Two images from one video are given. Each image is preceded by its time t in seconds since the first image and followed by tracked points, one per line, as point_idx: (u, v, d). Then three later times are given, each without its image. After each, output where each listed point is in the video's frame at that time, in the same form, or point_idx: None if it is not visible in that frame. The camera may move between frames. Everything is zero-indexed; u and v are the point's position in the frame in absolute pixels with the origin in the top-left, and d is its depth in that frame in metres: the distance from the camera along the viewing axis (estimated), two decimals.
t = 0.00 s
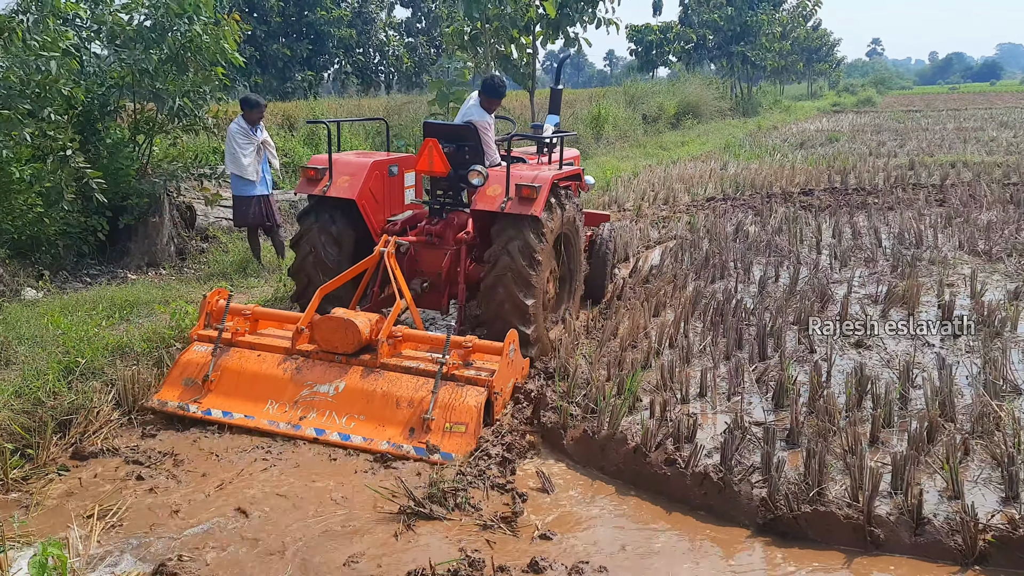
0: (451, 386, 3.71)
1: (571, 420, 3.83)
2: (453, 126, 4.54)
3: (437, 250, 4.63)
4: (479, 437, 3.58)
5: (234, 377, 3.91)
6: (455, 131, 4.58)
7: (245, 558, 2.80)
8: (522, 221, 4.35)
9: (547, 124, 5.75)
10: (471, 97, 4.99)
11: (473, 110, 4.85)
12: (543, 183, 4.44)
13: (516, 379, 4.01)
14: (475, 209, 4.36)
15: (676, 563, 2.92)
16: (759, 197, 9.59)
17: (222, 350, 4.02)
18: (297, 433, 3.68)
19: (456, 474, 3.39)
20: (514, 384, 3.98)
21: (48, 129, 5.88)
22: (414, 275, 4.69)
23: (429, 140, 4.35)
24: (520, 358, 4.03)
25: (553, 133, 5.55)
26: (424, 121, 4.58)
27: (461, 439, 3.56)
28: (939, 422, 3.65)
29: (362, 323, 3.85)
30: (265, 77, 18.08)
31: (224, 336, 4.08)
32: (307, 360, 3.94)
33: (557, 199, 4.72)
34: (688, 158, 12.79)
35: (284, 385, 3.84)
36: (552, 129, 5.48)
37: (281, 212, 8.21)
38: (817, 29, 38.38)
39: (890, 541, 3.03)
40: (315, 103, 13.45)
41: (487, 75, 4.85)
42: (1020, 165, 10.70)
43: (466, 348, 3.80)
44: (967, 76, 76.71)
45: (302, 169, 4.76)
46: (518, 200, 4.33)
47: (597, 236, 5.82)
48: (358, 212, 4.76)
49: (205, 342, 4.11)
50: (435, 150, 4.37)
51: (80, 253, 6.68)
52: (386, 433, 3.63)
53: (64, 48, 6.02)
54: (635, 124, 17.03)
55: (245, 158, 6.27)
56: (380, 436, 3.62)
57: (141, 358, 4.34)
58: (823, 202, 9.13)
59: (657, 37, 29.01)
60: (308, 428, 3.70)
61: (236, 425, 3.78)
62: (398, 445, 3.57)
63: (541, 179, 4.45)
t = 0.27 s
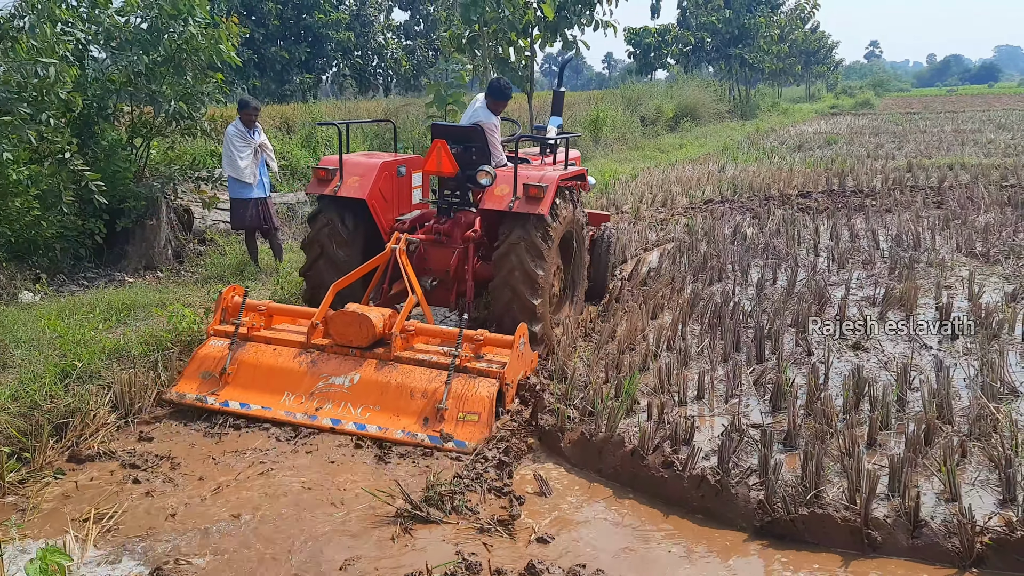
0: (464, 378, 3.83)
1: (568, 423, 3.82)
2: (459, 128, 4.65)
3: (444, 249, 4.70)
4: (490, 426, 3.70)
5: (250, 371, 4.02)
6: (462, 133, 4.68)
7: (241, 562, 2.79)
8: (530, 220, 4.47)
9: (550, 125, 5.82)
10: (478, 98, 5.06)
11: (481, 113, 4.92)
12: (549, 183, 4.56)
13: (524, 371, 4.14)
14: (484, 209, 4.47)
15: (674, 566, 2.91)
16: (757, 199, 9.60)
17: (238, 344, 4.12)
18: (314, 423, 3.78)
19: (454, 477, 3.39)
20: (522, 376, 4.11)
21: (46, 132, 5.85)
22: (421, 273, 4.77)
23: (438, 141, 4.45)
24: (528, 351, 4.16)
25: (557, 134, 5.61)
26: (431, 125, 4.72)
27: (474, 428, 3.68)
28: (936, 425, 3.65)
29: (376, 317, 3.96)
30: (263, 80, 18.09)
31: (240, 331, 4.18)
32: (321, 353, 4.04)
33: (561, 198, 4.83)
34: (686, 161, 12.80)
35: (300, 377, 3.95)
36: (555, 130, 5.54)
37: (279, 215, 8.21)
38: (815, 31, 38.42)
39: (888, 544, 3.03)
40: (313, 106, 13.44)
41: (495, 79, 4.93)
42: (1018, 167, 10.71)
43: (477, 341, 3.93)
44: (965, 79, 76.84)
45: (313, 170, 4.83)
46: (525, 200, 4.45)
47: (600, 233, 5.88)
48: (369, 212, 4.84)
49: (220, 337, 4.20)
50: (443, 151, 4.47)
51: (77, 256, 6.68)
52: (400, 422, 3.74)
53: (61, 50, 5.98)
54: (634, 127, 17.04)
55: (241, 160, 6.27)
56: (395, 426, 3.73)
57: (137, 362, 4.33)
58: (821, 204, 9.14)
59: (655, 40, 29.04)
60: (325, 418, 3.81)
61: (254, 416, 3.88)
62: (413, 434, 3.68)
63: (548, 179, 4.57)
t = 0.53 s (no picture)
0: (475, 369, 3.94)
1: (568, 424, 3.80)
2: (469, 129, 4.68)
3: (453, 246, 4.80)
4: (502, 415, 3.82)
5: (267, 364, 4.12)
6: (472, 133, 4.72)
7: (241, 564, 2.78)
8: (538, 217, 4.62)
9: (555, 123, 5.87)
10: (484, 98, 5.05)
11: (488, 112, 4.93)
12: (557, 181, 4.69)
13: (533, 362, 4.25)
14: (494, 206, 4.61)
15: (673, 567, 2.91)
16: (757, 200, 9.60)
17: (254, 338, 4.23)
18: (330, 414, 3.90)
19: (453, 479, 3.38)
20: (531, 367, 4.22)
21: (45, 133, 5.86)
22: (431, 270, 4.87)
23: (448, 141, 4.57)
24: (537, 343, 4.27)
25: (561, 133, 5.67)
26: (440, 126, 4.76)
27: (486, 418, 3.80)
28: (936, 425, 3.64)
29: (389, 311, 4.07)
30: (262, 82, 18.13)
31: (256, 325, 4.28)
32: (336, 347, 4.15)
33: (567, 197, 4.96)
34: (686, 161, 12.81)
35: (316, 370, 4.06)
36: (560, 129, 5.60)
37: (278, 216, 8.21)
38: (814, 32, 38.44)
39: (888, 544, 3.02)
40: (312, 107, 13.44)
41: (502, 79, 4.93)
42: (1017, 168, 10.71)
43: (488, 334, 4.04)
44: (964, 79, 76.90)
45: (325, 168, 4.96)
46: (533, 198, 4.59)
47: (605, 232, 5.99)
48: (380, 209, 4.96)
49: (237, 331, 4.30)
50: (453, 151, 4.57)
51: (76, 257, 6.67)
52: (414, 412, 3.86)
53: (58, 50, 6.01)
54: (633, 128, 17.05)
55: (240, 162, 6.28)
56: (409, 415, 3.85)
57: (137, 363, 4.33)
58: (820, 205, 9.14)
59: (654, 41, 29.07)
60: (341, 409, 3.92)
61: (272, 407, 3.99)
62: (427, 424, 3.80)
63: (555, 178, 4.71)
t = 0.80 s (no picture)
0: (486, 360, 4.05)
1: (568, 424, 3.80)
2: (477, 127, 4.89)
3: (464, 242, 4.90)
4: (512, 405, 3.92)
5: (283, 356, 4.23)
6: (480, 132, 4.93)
7: (240, 565, 2.78)
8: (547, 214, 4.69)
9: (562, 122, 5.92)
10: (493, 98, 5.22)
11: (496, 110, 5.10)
12: (566, 179, 4.74)
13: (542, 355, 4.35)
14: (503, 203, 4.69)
15: (673, 567, 2.91)
16: (756, 200, 9.61)
17: (270, 332, 4.34)
18: (345, 403, 4.00)
19: (453, 479, 3.38)
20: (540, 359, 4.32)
21: (43, 134, 5.88)
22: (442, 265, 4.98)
23: (458, 140, 4.76)
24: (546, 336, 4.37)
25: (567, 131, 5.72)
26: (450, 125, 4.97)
27: (496, 406, 3.90)
28: (936, 425, 3.65)
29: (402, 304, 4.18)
30: (261, 83, 18.15)
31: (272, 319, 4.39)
32: (350, 339, 4.26)
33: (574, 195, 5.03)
34: (685, 162, 12.81)
35: (331, 361, 4.17)
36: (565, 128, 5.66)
37: (278, 217, 8.20)
38: (813, 32, 38.45)
39: (888, 544, 3.03)
40: (311, 107, 13.44)
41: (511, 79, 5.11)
42: (1016, 168, 10.72)
43: (498, 326, 4.15)
44: (963, 79, 76.97)
45: (339, 166, 5.03)
46: (542, 195, 4.64)
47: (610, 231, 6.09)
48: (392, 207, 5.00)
49: (254, 325, 4.41)
50: (462, 148, 4.77)
51: (75, 258, 6.68)
52: (427, 401, 3.96)
53: (56, 49, 6.00)
54: (632, 128, 17.06)
55: (240, 163, 6.29)
56: (422, 405, 3.95)
57: (137, 364, 4.33)
58: (819, 205, 9.15)
59: (653, 41, 29.09)
60: (355, 398, 4.03)
61: (288, 398, 4.10)
62: (439, 412, 3.90)
63: (564, 175, 4.75)
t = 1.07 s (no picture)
0: (497, 352, 4.18)
1: (567, 426, 3.80)
2: (487, 127, 4.99)
3: (473, 239, 4.97)
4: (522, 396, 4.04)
5: (300, 349, 4.35)
6: (489, 131, 5.03)
7: (240, 566, 2.78)
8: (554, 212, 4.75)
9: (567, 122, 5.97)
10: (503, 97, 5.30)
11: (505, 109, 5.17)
12: (573, 177, 4.76)
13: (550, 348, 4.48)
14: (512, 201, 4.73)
15: (673, 569, 2.91)
16: (754, 201, 9.61)
17: (287, 326, 4.46)
18: (360, 394, 4.12)
19: (452, 481, 3.37)
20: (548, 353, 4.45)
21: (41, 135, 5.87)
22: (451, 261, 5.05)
23: (467, 139, 4.87)
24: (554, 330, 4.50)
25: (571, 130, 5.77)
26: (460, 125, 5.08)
27: (507, 397, 4.02)
28: (935, 425, 3.65)
29: (415, 299, 4.31)
30: (259, 84, 18.17)
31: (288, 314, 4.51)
32: (364, 333, 4.38)
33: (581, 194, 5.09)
34: (683, 163, 12.82)
35: (346, 354, 4.29)
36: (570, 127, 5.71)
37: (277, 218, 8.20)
38: (811, 33, 38.48)
39: (887, 545, 3.03)
40: (310, 109, 13.43)
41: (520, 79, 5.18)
42: (1014, 169, 10.74)
43: (508, 320, 4.27)
44: (961, 80, 77.11)
45: (352, 164, 5.03)
46: (550, 193, 4.68)
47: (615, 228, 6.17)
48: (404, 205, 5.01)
49: (270, 320, 4.53)
50: (472, 147, 4.88)
51: (73, 260, 6.67)
52: (439, 392, 4.08)
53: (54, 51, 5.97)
54: (631, 129, 17.07)
55: (239, 164, 6.28)
56: (434, 395, 4.07)
57: (136, 366, 4.32)
58: (818, 206, 9.15)
59: (651, 43, 29.12)
60: (370, 389, 4.15)
61: (304, 389, 4.21)
62: (452, 403, 4.02)
63: (571, 174, 4.78)
